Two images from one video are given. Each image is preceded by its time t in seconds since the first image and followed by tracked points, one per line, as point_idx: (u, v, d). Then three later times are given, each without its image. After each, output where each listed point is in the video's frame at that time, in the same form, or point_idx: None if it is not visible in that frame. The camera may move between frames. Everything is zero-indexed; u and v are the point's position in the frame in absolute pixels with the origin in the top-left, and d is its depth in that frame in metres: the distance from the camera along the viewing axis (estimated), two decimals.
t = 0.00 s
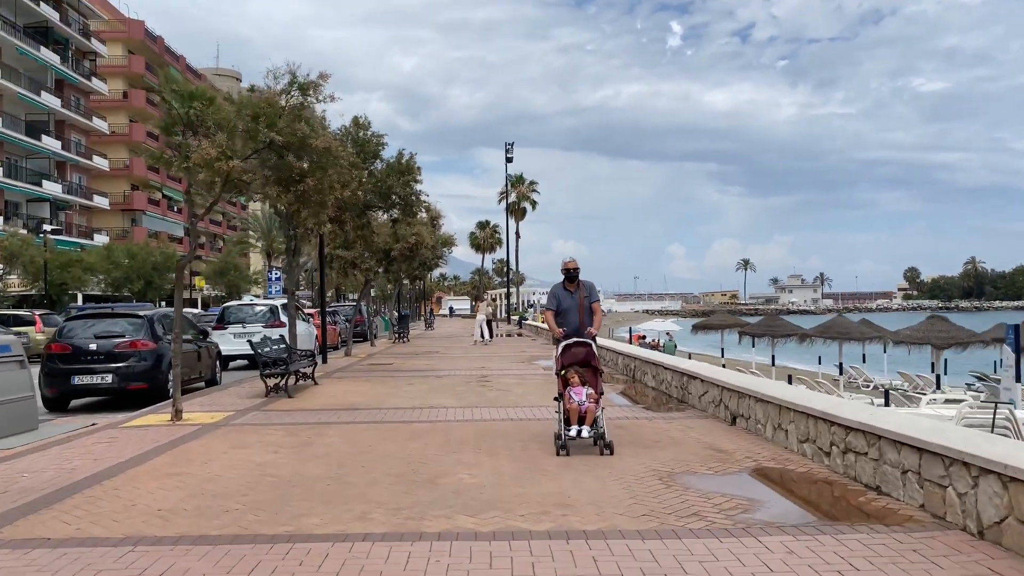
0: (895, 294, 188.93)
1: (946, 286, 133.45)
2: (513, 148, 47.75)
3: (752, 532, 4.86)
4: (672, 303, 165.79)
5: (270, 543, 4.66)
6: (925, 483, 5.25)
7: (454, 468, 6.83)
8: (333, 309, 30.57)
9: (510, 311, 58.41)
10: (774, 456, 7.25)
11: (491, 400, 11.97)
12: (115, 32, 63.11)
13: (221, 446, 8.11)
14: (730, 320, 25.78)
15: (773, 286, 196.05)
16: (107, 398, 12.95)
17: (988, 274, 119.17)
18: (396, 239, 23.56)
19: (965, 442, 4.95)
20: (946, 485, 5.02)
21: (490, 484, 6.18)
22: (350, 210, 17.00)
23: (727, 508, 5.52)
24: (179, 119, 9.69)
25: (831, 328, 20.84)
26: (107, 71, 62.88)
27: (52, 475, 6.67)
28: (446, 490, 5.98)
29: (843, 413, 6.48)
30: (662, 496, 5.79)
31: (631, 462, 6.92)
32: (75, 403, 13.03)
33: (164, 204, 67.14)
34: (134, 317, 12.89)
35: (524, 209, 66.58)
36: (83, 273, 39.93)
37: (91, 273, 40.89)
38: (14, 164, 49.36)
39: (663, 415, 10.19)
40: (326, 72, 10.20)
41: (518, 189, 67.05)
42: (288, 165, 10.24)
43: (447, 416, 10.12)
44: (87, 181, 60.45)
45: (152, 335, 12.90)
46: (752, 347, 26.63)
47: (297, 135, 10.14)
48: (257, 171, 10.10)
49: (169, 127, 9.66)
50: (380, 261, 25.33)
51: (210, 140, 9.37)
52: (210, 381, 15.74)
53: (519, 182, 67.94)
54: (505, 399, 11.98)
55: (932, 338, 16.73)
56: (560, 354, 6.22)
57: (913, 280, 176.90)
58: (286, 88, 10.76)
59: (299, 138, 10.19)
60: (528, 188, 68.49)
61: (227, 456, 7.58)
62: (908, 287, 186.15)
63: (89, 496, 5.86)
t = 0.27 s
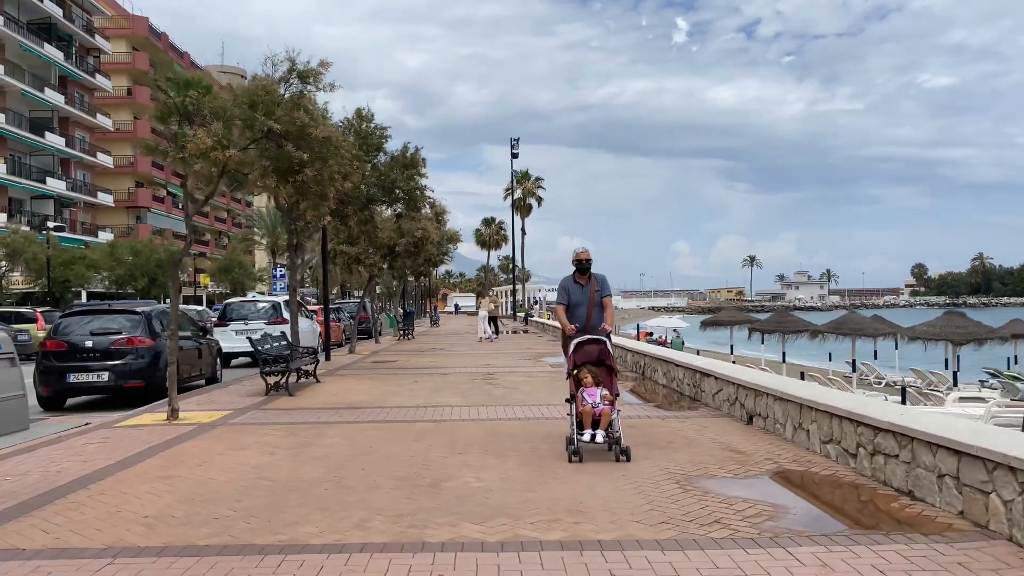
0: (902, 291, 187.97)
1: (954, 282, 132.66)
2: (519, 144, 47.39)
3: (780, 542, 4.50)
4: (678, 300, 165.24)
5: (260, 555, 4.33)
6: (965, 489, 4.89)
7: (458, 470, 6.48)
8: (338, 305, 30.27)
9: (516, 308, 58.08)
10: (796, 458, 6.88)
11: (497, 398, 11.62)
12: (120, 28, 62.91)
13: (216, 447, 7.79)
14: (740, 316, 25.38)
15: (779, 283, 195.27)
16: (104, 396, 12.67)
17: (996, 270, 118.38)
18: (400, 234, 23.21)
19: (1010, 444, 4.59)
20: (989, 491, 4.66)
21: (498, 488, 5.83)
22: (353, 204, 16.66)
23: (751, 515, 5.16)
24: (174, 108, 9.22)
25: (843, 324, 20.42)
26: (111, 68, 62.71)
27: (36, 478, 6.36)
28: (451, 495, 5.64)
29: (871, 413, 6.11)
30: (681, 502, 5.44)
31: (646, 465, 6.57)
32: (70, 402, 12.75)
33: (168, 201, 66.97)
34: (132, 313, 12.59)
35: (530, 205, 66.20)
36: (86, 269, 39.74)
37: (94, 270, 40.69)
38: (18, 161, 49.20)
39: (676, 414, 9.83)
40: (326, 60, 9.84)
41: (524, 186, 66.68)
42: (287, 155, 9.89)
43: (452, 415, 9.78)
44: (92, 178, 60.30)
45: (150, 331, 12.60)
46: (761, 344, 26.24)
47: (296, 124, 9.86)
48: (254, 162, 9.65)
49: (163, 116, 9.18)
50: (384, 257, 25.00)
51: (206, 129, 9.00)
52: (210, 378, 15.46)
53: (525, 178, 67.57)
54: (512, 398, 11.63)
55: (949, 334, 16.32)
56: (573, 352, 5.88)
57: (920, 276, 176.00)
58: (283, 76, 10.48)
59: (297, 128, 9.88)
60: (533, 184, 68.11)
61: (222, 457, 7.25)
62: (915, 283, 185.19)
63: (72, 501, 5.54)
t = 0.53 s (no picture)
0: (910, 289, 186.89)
1: (962, 281, 131.85)
2: (524, 143, 47.02)
3: (812, 568, 4.15)
4: (684, 299, 164.77)
5: None
6: (1011, 507, 4.53)
7: (463, 483, 6.13)
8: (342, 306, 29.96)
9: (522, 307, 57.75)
10: (819, 469, 6.51)
11: (503, 403, 11.26)
12: (124, 28, 62.81)
13: (211, 456, 7.46)
14: (750, 316, 24.98)
15: (786, 282, 194.50)
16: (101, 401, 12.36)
17: (1005, 268, 117.50)
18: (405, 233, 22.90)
19: None
20: None
21: (506, 504, 5.47)
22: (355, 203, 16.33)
23: (778, 534, 4.81)
24: (170, 103, 9.05)
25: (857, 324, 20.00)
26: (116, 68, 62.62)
27: (18, 491, 6.04)
28: (456, 512, 5.29)
29: (901, 421, 5.75)
30: (702, 520, 5.09)
31: (661, 477, 6.21)
32: (66, 407, 12.43)
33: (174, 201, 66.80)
34: (129, 316, 12.28)
35: (536, 205, 65.91)
36: (90, 270, 39.58)
37: (97, 270, 40.50)
38: (22, 162, 49.09)
39: (691, 419, 9.45)
40: (326, 52, 9.48)
41: (530, 185, 66.36)
42: (285, 151, 9.51)
43: (457, 422, 9.43)
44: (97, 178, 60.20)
45: (147, 334, 12.28)
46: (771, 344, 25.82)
47: (294, 119, 9.54)
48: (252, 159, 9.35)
49: (160, 112, 9.03)
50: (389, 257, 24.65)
51: (201, 124, 8.68)
52: (210, 381, 15.16)
53: (530, 177, 67.27)
54: (519, 402, 11.27)
55: (967, 335, 15.91)
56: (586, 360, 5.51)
57: (927, 275, 175.09)
58: (281, 71, 10.16)
59: (296, 124, 9.56)
60: (539, 183, 67.77)
61: (216, 468, 6.92)
62: (923, 282, 184.24)
63: (52, 518, 5.22)
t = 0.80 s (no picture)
0: (917, 288, 185.85)
1: (970, 279, 131.10)
2: (530, 142, 46.71)
3: None
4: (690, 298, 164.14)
5: None
6: None
7: (470, 489, 5.81)
8: (347, 306, 29.69)
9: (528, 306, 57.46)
10: (846, 474, 6.17)
11: (511, 404, 10.94)
12: (129, 28, 62.69)
13: (207, 460, 7.15)
14: (760, 315, 24.61)
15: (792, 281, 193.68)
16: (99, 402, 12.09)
17: (1014, 267, 116.62)
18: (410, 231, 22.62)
19: None
20: None
21: (516, 512, 5.16)
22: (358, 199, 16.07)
23: (809, 546, 4.48)
24: (167, 95, 8.78)
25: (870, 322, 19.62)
26: (121, 68, 62.50)
27: (3, 499, 5.74)
28: (463, 520, 4.98)
29: (937, 424, 5.39)
30: (727, 530, 4.76)
31: (680, 483, 5.89)
32: (64, 408, 12.15)
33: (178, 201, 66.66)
34: (128, 315, 11.99)
35: (541, 204, 65.56)
36: (94, 270, 39.41)
37: (102, 271, 40.33)
38: (27, 162, 48.96)
39: (705, 420, 9.11)
40: (327, 41, 9.19)
41: (535, 183, 66.09)
42: (286, 144, 9.25)
43: (463, 424, 9.10)
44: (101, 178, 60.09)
45: (147, 334, 12.00)
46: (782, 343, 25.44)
47: (295, 111, 9.31)
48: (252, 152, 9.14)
49: (156, 104, 8.76)
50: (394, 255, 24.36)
51: (198, 116, 8.41)
52: (211, 382, 14.89)
53: (536, 176, 66.93)
54: (527, 403, 10.95)
55: (985, 333, 15.54)
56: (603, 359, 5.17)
57: (935, 273, 174.26)
58: (281, 60, 9.89)
59: (296, 115, 9.34)
60: (545, 182, 67.46)
61: (213, 473, 6.63)
62: (930, 280, 183.22)
63: (36, 528, 4.93)
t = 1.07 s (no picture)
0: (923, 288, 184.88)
1: (977, 278, 130.36)
2: (534, 142, 46.35)
3: None
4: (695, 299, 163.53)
5: None
6: None
7: (481, 507, 5.47)
8: (351, 308, 29.38)
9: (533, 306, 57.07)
10: (878, 488, 5.81)
11: (520, 412, 10.59)
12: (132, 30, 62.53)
13: (204, 474, 6.83)
14: (771, 316, 24.21)
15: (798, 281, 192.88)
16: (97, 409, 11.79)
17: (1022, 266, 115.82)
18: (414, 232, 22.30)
19: None
20: None
21: (530, 534, 4.81)
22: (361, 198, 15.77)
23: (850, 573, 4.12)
24: (162, 92, 8.41)
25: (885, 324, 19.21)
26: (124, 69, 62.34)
27: None
28: (474, 544, 4.64)
29: (979, 438, 5.01)
30: (758, 554, 4.41)
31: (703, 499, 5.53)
32: (60, 415, 11.84)
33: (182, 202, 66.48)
34: (126, 319, 11.68)
35: (546, 204, 65.22)
36: (96, 272, 39.19)
37: (104, 273, 40.12)
38: (30, 164, 48.79)
39: (723, 428, 8.75)
40: (328, 34, 8.87)
41: (540, 183, 65.73)
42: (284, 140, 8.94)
43: (471, 434, 8.75)
44: (105, 180, 59.92)
45: (145, 339, 11.68)
46: (792, 344, 25.04)
47: (294, 106, 8.99)
48: (250, 149, 8.86)
49: (150, 100, 8.37)
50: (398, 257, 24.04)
51: (194, 113, 8.09)
52: (213, 387, 14.58)
53: (540, 176, 66.59)
54: (536, 410, 10.61)
55: (1005, 335, 15.13)
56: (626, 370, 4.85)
57: (940, 272, 173.28)
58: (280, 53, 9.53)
59: (297, 111, 9.04)
60: (549, 182, 67.17)
61: (209, 487, 6.30)
62: (937, 280, 182.25)
63: (17, 552, 4.61)
